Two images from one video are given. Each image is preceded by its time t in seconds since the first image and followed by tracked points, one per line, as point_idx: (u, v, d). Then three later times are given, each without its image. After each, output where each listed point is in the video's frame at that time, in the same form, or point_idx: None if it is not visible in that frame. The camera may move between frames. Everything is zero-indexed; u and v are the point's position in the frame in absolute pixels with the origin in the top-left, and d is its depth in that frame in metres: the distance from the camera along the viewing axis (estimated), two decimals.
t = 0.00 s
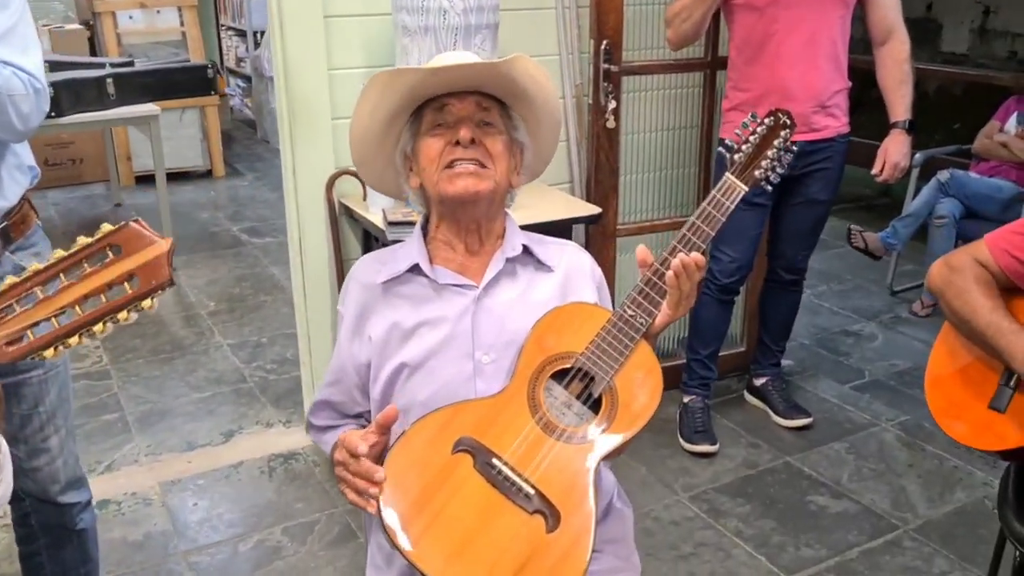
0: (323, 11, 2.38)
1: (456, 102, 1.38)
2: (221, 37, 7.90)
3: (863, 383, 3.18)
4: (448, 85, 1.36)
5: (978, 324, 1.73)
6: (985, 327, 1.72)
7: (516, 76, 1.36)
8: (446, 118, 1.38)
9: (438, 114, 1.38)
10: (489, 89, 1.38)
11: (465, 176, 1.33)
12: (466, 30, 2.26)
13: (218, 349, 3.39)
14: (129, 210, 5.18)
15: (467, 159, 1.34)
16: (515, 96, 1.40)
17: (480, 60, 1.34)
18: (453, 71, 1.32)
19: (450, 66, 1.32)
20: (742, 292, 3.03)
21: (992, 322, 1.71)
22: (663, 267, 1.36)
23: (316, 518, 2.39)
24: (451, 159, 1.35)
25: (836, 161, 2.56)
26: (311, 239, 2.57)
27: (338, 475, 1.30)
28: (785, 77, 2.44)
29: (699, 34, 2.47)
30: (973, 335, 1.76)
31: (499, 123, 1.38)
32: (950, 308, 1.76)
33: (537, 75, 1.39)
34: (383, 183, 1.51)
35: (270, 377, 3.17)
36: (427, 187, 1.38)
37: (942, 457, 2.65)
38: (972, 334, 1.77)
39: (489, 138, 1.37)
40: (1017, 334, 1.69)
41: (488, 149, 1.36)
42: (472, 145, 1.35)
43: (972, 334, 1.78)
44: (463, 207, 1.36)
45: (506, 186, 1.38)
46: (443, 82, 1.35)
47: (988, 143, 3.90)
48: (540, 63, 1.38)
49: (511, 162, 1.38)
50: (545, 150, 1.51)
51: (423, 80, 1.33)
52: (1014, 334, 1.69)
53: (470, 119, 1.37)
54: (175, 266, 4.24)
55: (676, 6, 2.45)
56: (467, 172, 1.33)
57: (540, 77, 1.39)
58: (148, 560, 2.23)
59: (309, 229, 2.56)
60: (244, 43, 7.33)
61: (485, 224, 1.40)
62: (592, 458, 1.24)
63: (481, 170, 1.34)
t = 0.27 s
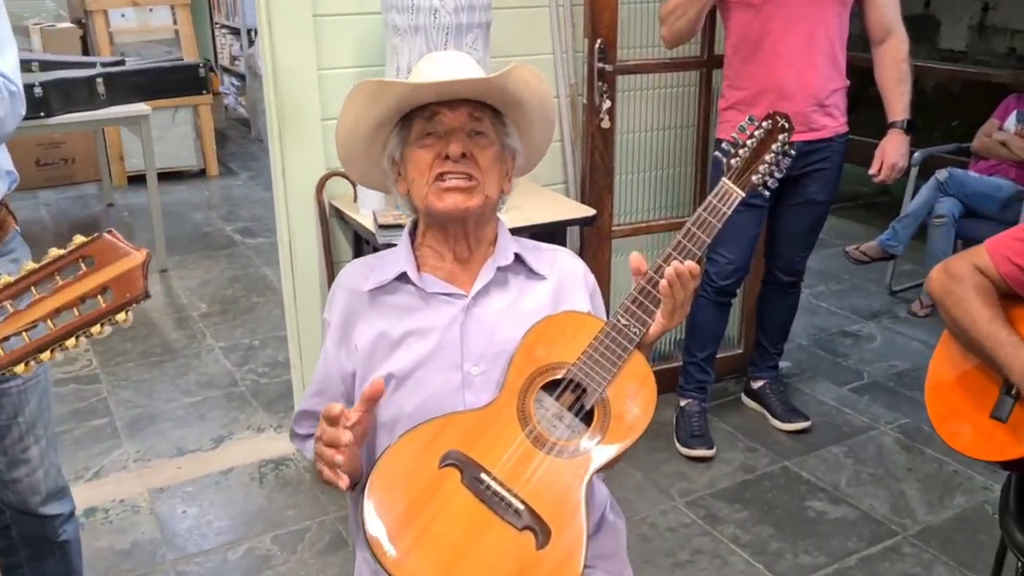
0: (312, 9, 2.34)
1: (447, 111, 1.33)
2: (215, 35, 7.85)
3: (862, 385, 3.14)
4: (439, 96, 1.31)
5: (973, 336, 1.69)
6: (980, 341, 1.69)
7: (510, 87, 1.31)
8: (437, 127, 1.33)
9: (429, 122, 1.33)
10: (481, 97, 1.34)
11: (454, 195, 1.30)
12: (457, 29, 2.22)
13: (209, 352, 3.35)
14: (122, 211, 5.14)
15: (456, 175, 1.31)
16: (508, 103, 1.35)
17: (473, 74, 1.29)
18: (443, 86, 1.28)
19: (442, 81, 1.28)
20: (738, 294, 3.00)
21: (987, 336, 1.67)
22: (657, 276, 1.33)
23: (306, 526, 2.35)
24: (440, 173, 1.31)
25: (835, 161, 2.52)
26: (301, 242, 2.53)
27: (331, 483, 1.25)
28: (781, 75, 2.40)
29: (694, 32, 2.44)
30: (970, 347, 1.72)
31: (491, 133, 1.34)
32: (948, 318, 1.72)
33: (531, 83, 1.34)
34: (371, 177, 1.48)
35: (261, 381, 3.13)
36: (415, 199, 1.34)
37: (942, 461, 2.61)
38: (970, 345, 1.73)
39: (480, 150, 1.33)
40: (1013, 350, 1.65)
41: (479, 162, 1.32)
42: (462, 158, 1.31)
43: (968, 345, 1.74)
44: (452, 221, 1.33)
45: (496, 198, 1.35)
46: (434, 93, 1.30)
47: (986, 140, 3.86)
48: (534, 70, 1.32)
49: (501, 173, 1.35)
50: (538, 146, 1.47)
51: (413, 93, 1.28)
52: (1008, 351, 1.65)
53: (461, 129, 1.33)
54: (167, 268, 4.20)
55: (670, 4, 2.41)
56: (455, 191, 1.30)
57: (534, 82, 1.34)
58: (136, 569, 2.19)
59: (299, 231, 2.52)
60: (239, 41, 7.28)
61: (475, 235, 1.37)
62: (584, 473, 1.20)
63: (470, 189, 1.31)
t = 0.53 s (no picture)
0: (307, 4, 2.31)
1: (432, 114, 1.29)
2: (213, 31, 7.82)
3: (863, 383, 3.12)
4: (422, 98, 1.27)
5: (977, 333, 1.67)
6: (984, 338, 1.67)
7: (494, 86, 1.27)
8: (422, 129, 1.30)
9: (414, 125, 1.30)
10: (468, 96, 1.30)
11: (440, 203, 1.27)
12: (454, 24, 2.19)
13: (205, 350, 3.32)
14: (118, 207, 5.11)
15: (443, 181, 1.28)
16: (497, 100, 1.31)
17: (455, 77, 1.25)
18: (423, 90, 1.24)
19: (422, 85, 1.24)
20: (739, 292, 2.97)
21: (991, 332, 1.65)
22: (658, 276, 1.30)
23: (301, 527, 2.32)
24: (426, 179, 1.28)
25: (837, 158, 2.49)
26: (297, 239, 2.50)
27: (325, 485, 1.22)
28: (782, 71, 2.37)
29: (694, 28, 2.41)
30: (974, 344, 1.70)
31: (479, 134, 1.30)
32: (952, 315, 1.70)
33: (520, 80, 1.29)
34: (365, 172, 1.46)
35: (258, 379, 3.11)
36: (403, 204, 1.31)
37: (944, 461, 2.59)
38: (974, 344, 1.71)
39: (468, 152, 1.29)
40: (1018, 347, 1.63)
41: (467, 165, 1.29)
42: (449, 162, 1.28)
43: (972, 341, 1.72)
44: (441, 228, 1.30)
45: (488, 201, 1.31)
46: (415, 97, 1.26)
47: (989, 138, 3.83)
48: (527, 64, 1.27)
49: (491, 175, 1.31)
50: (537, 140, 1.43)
51: (394, 97, 1.25)
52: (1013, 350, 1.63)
53: (447, 132, 1.29)
54: (164, 265, 4.17)
55: None
56: (443, 198, 1.28)
57: (528, 74, 1.29)
58: (129, 570, 2.16)
59: (294, 228, 2.49)
60: (236, 37, 7.25)
61: (468, 240, 1.34)
62: (582, 477, 1.17)
63: (457, 196, 1.28)
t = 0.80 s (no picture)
0: None
1: (435, 110, 1.27)
2: (214, 26, 7.79)
3: (866, 379, 3.10)
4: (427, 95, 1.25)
5: (979, 335, 1.64)
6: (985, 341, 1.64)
7: (499, 80, 1.26)
8: (425, 126, 1.27)
9: (416, 121, 1.28)
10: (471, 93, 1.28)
11: (446, 202, 1.26)
12: (454, 18, 2.17)
13: (205, 346, 3.31)
14: (118, 203, 5.09)
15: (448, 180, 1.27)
16: (500, 97, 1.30)
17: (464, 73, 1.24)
18: (431, 87, 1.22)
19: (431, 82, 1.22)
20: (742, 288, 2.95)
21: (992, 335, 1.62)
22: (660, 274, 1.28)
23: (301, 525, 2.31)
24: (431, 178, 1.27)
25: (842, 153, 2.47)
26: (296, 235, 2.48)
27: (320, 486, 1.19)
28: (787, 65, 2.35)
29: (697, 22, 2.39)
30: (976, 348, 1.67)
31: (482, 131, 1.29)
32: (955, 318, 1.68)
33: (522, 74, 1.28)
34: (358, 170, 1.44)
35: (258, 376, 3.09)
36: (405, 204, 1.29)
37: (948, 459, 2.57)
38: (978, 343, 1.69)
39: (472, 150, 1.28)
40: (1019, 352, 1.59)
41: (471, 163, 1.27)
42: (454, 160, 1.26)
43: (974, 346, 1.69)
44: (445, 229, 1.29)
45: (491, 200, 1.30)
46: (421, 93, 1.24)
47: (993, 132, 3.81)
48: (528, 62, 1.27)
49: (494, 173, 1.30)
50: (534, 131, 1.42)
51: (401, 94, 1.23)
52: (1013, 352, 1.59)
53: (451, 129, 1.28)
54: (164, 261, 4.16)
55: None
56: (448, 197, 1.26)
57: (529, 73, 1.29)
58: (128, 569, 2.15)
59: (294, 224, 2.47)
60: (237, 32, 7.22)
61: (470, 240, 1.32)
62: (583, 479, 1.15)
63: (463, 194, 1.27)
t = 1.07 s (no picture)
0: None
1: (429, 92, 1.26)
2: (216, 19, 7.76)
3: (872, 374, 3.07)
4: (417, 75, 1.24)
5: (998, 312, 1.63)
6: (1005, 315, 1.62)
7: (496, 62, 1.23)
8: (420, 109, 1.26)
9: (412, 106, 1.26)
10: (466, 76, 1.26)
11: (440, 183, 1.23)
12: (457, 10, 2.13)
13: (207, 341, 3.29)
14: (120, 198, 5.08)
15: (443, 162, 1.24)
16: (496, 80, 1.28)
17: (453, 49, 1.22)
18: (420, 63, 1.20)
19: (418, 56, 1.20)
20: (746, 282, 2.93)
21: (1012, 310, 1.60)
22: (665, 267, 1.25)
23: (303, 522, 2.29)
24: (426, 161, 1.24)
25: (849, 146, 2.44)
26: (297, 229, 2.46)
27: (319, 482, 1.17)
28: (795, 57, 2.32)
29: (704, 14, 2.36)
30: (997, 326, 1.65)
31: (477, 115, 1.27)
32: (972, 298, 1.66)
33: (519, 60, 1.25)
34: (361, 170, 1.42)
35: (260, 371, 3.08)
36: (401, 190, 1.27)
37: (955, 454, 2.55)
38: (993, 322, 1.67)
39: (467, 133, 1.25)
40: None
41: (466, 147, 1.25)
42: (447, 142, 1.24)
43: (994, 325, 1.67)
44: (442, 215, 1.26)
45: (488, 187, 1.27)
46: (410, 73, 1.23)
47: (1000, 126, 3.75)
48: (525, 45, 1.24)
49: (491, 159, 1.27)
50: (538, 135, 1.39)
51: (390, 72, 1.21)
52: None
53: (445, 112, 1.26)
54: (166, 255, 4.14)
55: None
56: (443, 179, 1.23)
57: (526, 59, 1.25)
58: (128, 566, 2.13)
59: (296, 219, 2.45)
60: (239, 26, 7.20)
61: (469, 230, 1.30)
62: (587, 476, 1.13)
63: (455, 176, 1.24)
